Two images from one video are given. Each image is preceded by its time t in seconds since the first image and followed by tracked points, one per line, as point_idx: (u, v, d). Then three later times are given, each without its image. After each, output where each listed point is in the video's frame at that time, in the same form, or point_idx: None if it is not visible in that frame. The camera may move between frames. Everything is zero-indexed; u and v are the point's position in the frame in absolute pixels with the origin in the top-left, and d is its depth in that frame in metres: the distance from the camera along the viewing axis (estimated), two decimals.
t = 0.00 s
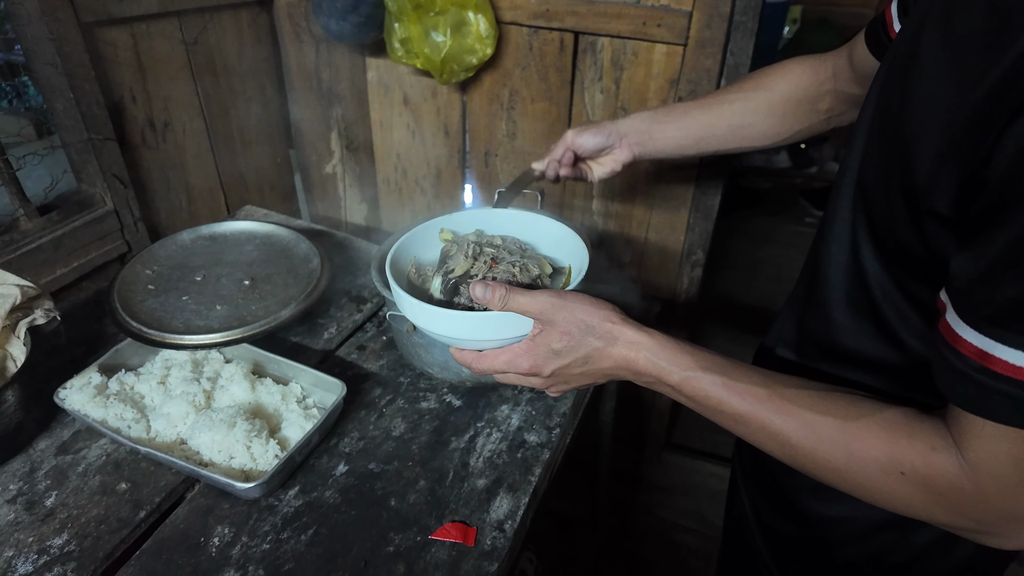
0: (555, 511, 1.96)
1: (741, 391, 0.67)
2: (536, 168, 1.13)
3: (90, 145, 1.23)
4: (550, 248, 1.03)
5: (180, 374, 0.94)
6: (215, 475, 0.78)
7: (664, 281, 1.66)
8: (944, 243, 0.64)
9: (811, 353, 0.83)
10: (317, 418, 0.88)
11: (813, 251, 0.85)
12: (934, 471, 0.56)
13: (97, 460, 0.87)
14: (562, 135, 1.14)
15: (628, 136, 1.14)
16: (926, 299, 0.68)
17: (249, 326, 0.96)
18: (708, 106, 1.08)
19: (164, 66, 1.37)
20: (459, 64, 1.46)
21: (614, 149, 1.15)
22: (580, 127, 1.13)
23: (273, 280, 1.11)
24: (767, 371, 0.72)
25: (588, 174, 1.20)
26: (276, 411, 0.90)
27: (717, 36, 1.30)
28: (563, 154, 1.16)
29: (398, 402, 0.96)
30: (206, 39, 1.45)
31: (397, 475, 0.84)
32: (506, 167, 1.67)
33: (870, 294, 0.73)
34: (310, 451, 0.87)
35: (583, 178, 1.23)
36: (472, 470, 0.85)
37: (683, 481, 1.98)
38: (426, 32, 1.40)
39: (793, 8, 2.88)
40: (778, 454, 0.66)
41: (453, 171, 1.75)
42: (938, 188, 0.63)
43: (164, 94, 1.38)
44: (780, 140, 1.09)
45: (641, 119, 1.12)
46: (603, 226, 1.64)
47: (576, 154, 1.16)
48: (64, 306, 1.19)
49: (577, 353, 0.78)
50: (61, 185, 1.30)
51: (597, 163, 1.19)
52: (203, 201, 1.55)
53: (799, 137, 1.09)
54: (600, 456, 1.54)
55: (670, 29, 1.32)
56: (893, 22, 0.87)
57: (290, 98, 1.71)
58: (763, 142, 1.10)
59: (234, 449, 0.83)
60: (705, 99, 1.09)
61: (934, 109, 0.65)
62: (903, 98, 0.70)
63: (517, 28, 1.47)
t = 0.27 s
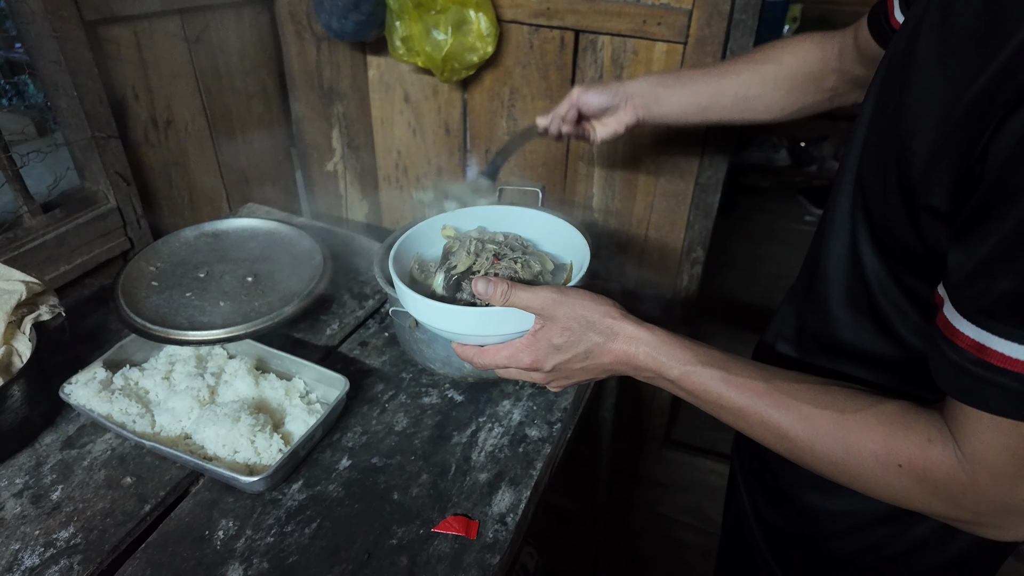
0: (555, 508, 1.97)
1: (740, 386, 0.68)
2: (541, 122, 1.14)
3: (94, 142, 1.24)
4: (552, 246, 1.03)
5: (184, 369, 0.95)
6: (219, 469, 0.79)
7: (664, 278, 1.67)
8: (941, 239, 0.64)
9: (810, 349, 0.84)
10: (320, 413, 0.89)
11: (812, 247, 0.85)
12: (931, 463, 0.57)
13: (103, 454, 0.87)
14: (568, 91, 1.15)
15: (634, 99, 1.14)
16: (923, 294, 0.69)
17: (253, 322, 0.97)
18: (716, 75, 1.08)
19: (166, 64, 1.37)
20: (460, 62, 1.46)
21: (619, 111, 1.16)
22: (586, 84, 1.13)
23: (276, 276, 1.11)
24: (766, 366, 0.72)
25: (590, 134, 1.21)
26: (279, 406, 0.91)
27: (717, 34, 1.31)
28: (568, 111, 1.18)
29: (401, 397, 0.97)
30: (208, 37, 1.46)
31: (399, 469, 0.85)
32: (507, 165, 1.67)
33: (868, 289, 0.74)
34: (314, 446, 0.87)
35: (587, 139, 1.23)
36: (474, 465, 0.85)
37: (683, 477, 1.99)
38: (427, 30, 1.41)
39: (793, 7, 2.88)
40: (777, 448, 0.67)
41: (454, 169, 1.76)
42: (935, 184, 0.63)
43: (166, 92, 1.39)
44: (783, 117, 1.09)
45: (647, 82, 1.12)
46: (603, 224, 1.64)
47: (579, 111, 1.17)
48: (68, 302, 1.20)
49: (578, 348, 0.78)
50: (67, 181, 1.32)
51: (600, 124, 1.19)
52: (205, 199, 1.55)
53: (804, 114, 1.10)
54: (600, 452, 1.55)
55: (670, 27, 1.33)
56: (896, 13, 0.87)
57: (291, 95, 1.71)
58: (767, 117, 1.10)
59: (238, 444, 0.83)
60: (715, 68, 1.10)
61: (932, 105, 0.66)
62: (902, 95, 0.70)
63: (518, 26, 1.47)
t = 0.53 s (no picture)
0: (558, 507, 1.97)
1: (747, 384, 0.68)
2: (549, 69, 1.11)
3: (98, 140, 1.24)
4: (559, 244, 1.04)
5: (191, 367, 0.95)
6: (227, 466, 0.79)
7: (667, 277, 1.67)
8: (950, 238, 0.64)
9: (817, 348, 0.84)
10: (326, 411, 0.89)
11: (819, 246, 0.85)
12: (939, 462, 0.57)
13: (110, 452, 0.88)
14: (577, 36, 1.12)
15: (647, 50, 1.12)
16: (932, 293, 0.69)
17: (259, 320, 0.97)
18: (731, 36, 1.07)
19: (169, 62, 1.37)
20: (464, 60, 1.46)
21: (630, 61, 1.14)
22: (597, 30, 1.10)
23: (282, 274, 1.11)
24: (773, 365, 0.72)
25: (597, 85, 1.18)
26: (286, 404, 0.91)
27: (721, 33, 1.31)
28: (578, 58, 1.13)
29: (407, 395, 0.97)
30: (211, 34, 1.46)
31: (406, 467, 0.85)
32: (510, 163, 1.67)
33: (876, 288, 0.74)
34: (320, 444, 0.88)
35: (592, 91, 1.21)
36: (481, 463, 0.86)
37: (685, 476, 2.00)
38: (431, 28, 1.41)
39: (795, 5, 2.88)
40: (784, 447, 0.67)
41: (457, 167, 1.76)
42: (945, 183, 0.64)
43: (169, 90, 1.39)
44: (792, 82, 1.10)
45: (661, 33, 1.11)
46: (607, 222, 1.64)
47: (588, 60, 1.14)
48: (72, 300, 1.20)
49: (585, 347, 0.78)
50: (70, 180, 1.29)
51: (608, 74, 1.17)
52: (209, 197, 1.56)
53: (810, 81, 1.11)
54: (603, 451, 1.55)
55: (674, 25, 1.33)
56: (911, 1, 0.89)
57: (294, 94, 1.71)
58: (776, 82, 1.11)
59: (246, 442, 0.83)
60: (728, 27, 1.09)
61: (942, 104, 0.66)
62: (911, 93, 0.70)
63: (522, 24, 1.47)
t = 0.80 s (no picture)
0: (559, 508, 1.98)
1: (752, 393, 0.69)
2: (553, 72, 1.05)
3: (103, 145, 1.24)
4: (564, 251, 1.04)
5: (197, 372, 0.96)
6: (234, 472, 0.79)
7: (669, 280, 1.68)
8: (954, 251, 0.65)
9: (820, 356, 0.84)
10: (332, 416, 0.90)
11: (822, 254, 0.86)
12: (942, 474, 0.57)
13: (117, 456, 0.88)
14: (581, 38, 1.07)
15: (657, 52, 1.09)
16: (935, 303, 0.69)
17: (265, 325, 0.97)
18: (738, 31, 1.07)
19: (174, 66, 1.38)
20: (467, 64, 1.47)
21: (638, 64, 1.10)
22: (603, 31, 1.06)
23: (287, 279, 1.12)
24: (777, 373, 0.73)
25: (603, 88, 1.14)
26: (292, 409, 0.92)
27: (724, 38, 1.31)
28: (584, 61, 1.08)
29: (411, 400, 0.98)
30: (216, 39, 1.46)
31: (412, 472, 0.86)
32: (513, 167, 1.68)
33: (879, 297, 0.75)
34: (326, 449, 0.88)
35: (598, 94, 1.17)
36: (485, 468, 0.86)
37: (686, 477, 2.00)
38: (434, 33, 1.41)
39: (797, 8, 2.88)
40: (788, 456, 0.68)
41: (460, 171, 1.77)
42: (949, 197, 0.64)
43: (174, 95, 1.40)
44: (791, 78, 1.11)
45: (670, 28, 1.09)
46: (609, 226, 1.65)
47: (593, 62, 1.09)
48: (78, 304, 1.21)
49: (589, 354, 0.79)
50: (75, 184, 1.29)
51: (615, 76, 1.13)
52: (213, 200, 1.56)
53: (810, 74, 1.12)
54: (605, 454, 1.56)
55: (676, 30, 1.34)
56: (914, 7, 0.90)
57: (298, 97, 1.72)
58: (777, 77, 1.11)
59: (252, 447, 0.84)
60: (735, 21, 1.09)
61: (947, 118, 0.66)
62: (916, 106, 0.71)
63: (525, 29, 1.48)
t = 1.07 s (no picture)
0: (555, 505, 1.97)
1: (739, 387, 0.68)
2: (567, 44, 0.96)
3: (94, 140, 1.23)
4: (554, 244, 1.03)
5: (184, 367, 0.95)
6: (219, 467, 0.79)
7: (665, 277, 1.67)
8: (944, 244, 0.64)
9: (810, 350, 0.83)
10: (320, 411, 0.89)
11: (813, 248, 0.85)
12: (930, 469, 0.56)
13: (103, 452, 0.88)
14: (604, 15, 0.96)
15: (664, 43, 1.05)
16: (926, 296, 0.68)
17: (253, 320, 0.97)
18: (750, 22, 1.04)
19: (167, 61, 1.37)
20: (461, 59, 1.46)
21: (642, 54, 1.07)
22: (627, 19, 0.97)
23: (277, 274, 1.11)
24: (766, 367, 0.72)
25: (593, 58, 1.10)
26: (279, 404, 0.91)
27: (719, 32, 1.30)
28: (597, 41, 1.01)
29: (401, 395, 0.97)
30: (209, 34, 1.45)
31: (399, 467, 0.85)
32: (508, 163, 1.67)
33: (869, 291, 0.74)
34: (313, 444, 0.87)
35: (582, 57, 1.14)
36: (474, 463, 0.85)
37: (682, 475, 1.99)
38: (428, 28, 1.40)
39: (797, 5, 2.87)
40: (776, 451, 0.67)
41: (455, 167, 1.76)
42: (939, 189, 0.63)
43: (167, 90, 1.39)
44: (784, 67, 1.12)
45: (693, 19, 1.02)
46: (605, 222, 1.64)
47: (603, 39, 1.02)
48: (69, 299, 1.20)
49: (577, 348, 0.78)
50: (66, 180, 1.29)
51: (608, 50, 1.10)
52: (206, 196, 1.56)
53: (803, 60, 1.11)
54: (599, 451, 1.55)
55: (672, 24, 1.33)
56: None
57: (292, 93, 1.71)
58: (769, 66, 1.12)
59: (238, 442, 0.83)
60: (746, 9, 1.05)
61: (938, 109, 0.65)
62: (907, 97, 0.70)
63: (520, 24, 1.47)
